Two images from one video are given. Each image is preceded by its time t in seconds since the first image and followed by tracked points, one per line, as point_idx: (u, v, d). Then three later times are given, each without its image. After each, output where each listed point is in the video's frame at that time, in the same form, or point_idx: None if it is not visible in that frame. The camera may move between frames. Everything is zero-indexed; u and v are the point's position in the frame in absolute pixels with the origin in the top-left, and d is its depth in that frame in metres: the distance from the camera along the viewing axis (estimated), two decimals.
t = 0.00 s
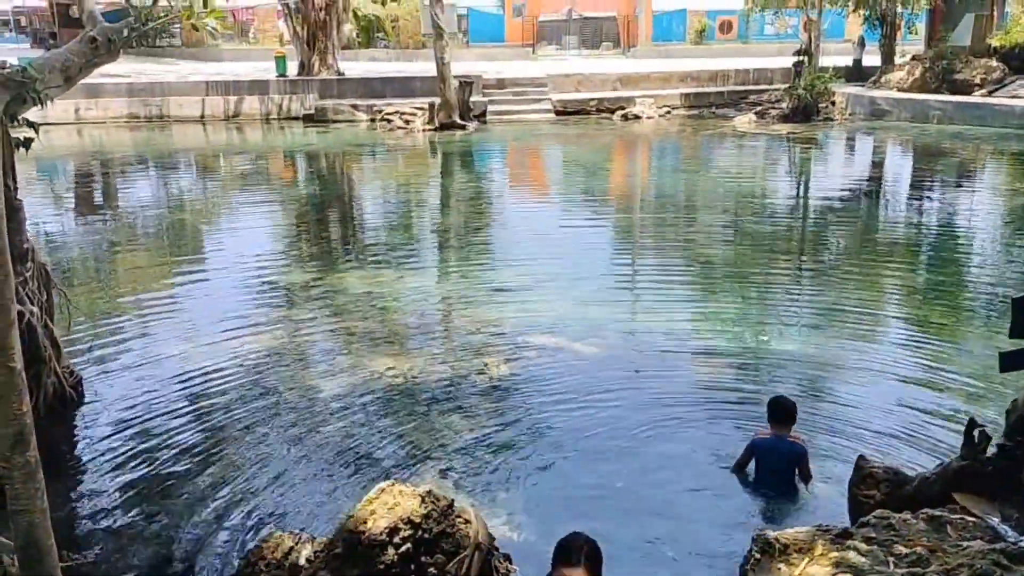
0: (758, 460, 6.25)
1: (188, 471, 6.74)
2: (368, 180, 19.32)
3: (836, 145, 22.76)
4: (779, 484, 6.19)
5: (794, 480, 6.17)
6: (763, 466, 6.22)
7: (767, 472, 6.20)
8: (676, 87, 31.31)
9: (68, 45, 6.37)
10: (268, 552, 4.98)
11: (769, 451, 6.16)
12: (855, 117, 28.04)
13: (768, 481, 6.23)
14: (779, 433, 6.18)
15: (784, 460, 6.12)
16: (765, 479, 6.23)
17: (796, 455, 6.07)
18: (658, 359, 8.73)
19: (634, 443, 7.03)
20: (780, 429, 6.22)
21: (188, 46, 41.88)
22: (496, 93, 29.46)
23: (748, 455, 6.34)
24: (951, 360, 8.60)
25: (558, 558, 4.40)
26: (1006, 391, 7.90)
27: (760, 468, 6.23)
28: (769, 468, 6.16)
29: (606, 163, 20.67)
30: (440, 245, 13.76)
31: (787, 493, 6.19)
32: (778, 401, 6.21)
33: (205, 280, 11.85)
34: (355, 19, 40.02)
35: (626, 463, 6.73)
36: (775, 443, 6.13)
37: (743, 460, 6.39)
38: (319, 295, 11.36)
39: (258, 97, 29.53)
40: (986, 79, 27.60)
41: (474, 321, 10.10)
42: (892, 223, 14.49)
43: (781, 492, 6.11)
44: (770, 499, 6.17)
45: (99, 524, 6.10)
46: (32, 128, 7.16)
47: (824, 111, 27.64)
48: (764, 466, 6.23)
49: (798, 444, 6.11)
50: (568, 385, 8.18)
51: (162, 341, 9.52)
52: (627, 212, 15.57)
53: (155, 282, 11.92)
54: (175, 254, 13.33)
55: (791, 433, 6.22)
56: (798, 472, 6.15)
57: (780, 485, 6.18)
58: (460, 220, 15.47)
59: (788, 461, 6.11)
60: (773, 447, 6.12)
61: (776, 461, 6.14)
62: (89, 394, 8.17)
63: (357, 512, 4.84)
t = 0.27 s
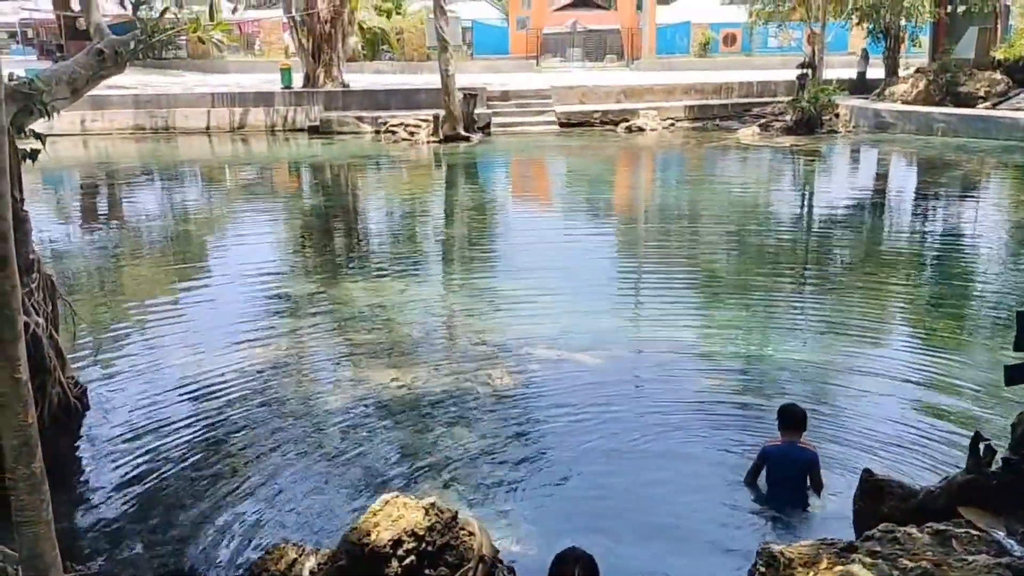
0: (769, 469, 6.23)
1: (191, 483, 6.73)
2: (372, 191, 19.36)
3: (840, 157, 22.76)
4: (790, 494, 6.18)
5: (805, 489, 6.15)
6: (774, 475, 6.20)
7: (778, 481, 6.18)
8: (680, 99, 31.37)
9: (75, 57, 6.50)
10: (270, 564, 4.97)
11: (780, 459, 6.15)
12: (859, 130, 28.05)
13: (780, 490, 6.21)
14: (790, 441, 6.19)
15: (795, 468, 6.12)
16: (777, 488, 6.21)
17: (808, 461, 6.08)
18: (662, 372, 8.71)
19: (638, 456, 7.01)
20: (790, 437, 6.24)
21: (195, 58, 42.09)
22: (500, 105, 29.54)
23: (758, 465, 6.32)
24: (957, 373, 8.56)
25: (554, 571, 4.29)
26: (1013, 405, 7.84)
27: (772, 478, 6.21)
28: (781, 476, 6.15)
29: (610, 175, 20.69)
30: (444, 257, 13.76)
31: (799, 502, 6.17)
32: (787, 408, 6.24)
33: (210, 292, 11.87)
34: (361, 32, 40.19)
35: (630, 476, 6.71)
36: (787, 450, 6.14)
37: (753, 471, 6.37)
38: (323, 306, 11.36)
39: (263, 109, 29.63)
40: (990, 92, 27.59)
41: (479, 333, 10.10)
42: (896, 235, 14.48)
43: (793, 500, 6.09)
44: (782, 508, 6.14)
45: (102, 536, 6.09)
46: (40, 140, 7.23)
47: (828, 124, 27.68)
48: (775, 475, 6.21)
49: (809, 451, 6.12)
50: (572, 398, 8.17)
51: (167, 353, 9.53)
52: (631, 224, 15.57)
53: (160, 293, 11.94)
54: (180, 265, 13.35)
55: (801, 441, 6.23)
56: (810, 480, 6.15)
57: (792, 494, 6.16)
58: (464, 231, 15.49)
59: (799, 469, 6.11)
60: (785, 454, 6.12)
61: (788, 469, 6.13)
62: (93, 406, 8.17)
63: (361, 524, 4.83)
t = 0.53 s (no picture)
0: (778, 473, 6.19)
1: (193, 491, 6.73)
2: (375, 198, 19.39)
3: (842, 164, 22.77)
4: (799, 496, 6.15)
5: (814, 490, 6.14)
6: (783, 478, 6.16)
7: (788, 484, 6.15)
8: (682, 106, 31.41)
9: (79, 65, 6.57)
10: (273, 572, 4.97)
11: (789, 462, 6.10)
12: (861, 137, 28.07)
13: (789, 493, 6.18)
14: (797, 443, 6.15)
15: (804, 470, 6.08)
16: (787, 492, 6.18)
17: (818, 462, 6.05)
18: (665, 379, 8.71)
19: (641, 463, 7.00)
20: (798, 439, 6.21)
21: (198, 65, 42.20)
22: (503, 112, 29.61)
23: (766, 470, 6.27)
24: (960, 380, 8.55)
25: None
26: (1016, 412, 7.81)
27: (781, 481, 6.17)
28: (790, 478, 6.11)
29: (612, 182, 20.71)
30: (447, 264, 13.78)
31: (809, 504, 6.14)
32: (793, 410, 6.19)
33: (213, 299, 11.88)
34: (364, 39, 40.29)
35: (633, 483, 6.70)
36: (797, 452, 6.10)
37: (761, 476, 6.32)
38: (326, 313, 11.38)
39: (267, 116, 29.70)
40: (992, 99, 27.62)
41: (481, 340, 10.10)
42: (899, 242, 14.47)
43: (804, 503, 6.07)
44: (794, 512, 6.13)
45: (104, 544, 6.08)
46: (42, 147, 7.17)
47: (830, 131, 27.73)
48: (784, 478, 6.17)
49: (817, 452, 6.10)
50: (575, 405, 8.16)
51: (170, 360, 9.54)
52: (633, 231, 15.58)
53: (163, 300, 11.95)
54: (183, 272, 13.37)
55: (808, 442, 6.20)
56: (819, 481, 6.12)
57: (802, 496, 6.14)
58: (467, 238, 15.51)
59: (809, 471, 6.08)
60: (794, 455, 6.08)
61: (797, 471, 6.09)
62: (96, 413, 8.18)
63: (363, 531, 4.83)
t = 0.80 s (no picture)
0: (785, 475, 6.21)
1: (193, 497, 6.73)
2: (375, 205, 19.42)
3: (842, 170, 22.81)
4: (805, 497, 6.19)
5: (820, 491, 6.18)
6: (790, 479, 6.19)
7: (795, 486, 6.18)
8: (682, 112, 31.46)
9: (80, 72, 6.56)
10: None
11: (797, 463, 6.13)
12: (861, 142, 28.11)
13: (796, 495, 6.21)
14: (804, 445, 6.17)
15: (812, 471, 6.12)
16: (793, 494, 6.20)
17: (825, 463, 6.10)
18: (665, 384, 8.71)
19: (641, 469, 7.00)
20: (803, 440, 6.23)
21: (198, 72, 42.27)
22: (503, 118, 29.67)
23: (772, 472, 6.28)
24: (960, 386, 8.56)
25: None
26: (1017, 418, 7.81)
27: (788, 483, 6.20)
28: (798, 479, 6.13)
29: (612, 188, 20.74)
30: (447, 270, 13.79)
31: (814, 504, 6.18)
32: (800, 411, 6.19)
33: (213, 305, 11.89)
34: (364, 46, 40.37)
35: (633, 489, 6.70)
36: (804, 453, 6.13)
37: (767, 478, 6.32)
38: (326, 319, 11.39)
39: (267, 122, 29.74)
40: (991, 105, 27.68)
41: (482, 346, 10.11)
42: (898, 248, 14.49)
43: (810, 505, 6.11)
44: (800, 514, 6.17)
45: (105, 551, 6.08)
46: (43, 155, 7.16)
47: (829, 137, 27.83)
48: (791, 479, 6.20)
49: (823, 453, 6.14)
50: (575, 411, 8.17)
51: (169, 366, 9.54)
52: (633, 237, 15.60)
53: (163, 306, 11.96)
54: (184, 279, 13.38)
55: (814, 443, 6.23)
56: (824, 482, 6.17)
57: (808, 497, 6.18)
58: (467, 244, 15.53)
59: (816, 472, 6.12)
60: (803, 457, 6.11)
61: (804, 472, 6.13)
62: (96, 420, 8.18)
63: (363, 538, 4.84)
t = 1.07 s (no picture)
0: (789, 480, 6.25)
1: (190, 504, 6.71)
2: (373, 211, 19.40)
3: (839, 177, 22.82)
4: (808, 502, 6.23)
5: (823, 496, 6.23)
6: (794, 484, 6.23)
7: (798, 491, 6.22)
8: (680, 119, 31.48)
9: (78, 79, 6.59)
10: None
11: (801, 469, 6.17)
12: (858, 149, 28.14)
13: (799, 500, 6.26)
14: (809, 450, 6.21)
15: (815, 477, 6.17)
16: (796, 498, 6.25)
17: (829, 469, 6.14)
18: (663, 391, 8.70)
19: (639, 476, 6.99)
20: (807, 445, 6.27)
21: (196, 78, 42.27)
22: (500, 125, 29.70)
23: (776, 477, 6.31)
24: (957, 393, 8.55)
25: None
26: (1015, 425, 7.80)
27: (792, 488, 6.24)
28: (802, 484, 6.17)
29: (610, 194, 20.75)
30: (445, 277, 13.78)
31: (817, 509, 6.22)
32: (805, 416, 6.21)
33: (210, 312, 11.87)
34: (362, 53, 40.37)
35: (631, 496, 6.69)
36: (809, 459, 6.16)
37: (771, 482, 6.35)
38: (324, 326, 11.37)
39: (265, 129, 29.74)
40: (987, 112, 27.73)
41: (479, 353, 10.10)
42: (896, 254, 14.50)
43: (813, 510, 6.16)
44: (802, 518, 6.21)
45: (100, 558, 6.06)
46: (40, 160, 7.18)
47: (827, 144, 27.92)
48: (794, 484, 6.24)
49: (827, 458, 6.18)
50: (573, 418, 8.16)
51: (166, 373, 9.52)
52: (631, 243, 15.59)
53: (160, 313, 11.93)
54: (181, 285, 13.36)
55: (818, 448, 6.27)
56: (827, 487, 6.22)
57: (811, 502, 6.22)
58: (464, 251, 15.52)
59: (820, 478, 6.17)
60: (807, 462, 6.14)
61: (809, 477, 6.17)
62: (92, 427, 8.16)
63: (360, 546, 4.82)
